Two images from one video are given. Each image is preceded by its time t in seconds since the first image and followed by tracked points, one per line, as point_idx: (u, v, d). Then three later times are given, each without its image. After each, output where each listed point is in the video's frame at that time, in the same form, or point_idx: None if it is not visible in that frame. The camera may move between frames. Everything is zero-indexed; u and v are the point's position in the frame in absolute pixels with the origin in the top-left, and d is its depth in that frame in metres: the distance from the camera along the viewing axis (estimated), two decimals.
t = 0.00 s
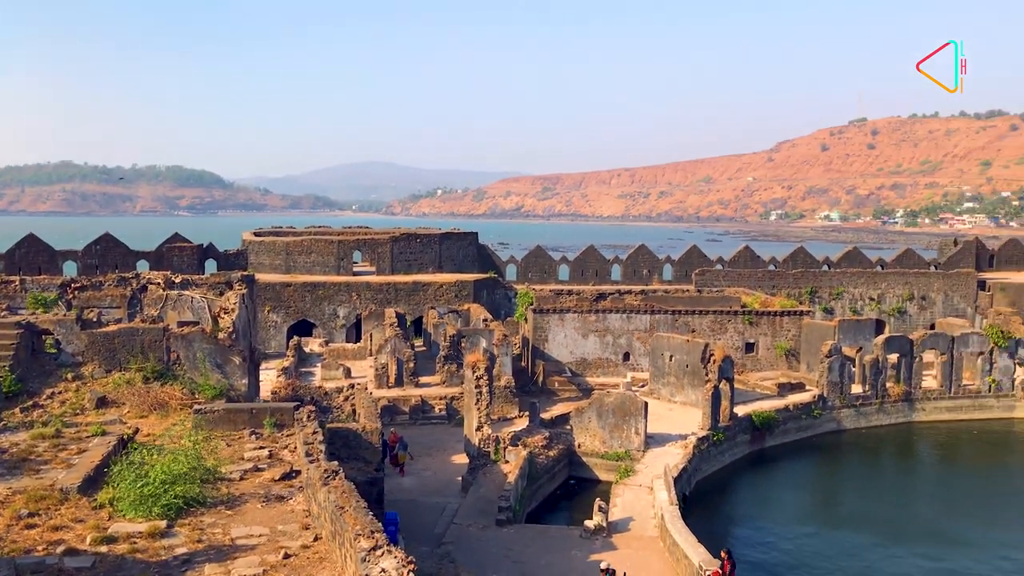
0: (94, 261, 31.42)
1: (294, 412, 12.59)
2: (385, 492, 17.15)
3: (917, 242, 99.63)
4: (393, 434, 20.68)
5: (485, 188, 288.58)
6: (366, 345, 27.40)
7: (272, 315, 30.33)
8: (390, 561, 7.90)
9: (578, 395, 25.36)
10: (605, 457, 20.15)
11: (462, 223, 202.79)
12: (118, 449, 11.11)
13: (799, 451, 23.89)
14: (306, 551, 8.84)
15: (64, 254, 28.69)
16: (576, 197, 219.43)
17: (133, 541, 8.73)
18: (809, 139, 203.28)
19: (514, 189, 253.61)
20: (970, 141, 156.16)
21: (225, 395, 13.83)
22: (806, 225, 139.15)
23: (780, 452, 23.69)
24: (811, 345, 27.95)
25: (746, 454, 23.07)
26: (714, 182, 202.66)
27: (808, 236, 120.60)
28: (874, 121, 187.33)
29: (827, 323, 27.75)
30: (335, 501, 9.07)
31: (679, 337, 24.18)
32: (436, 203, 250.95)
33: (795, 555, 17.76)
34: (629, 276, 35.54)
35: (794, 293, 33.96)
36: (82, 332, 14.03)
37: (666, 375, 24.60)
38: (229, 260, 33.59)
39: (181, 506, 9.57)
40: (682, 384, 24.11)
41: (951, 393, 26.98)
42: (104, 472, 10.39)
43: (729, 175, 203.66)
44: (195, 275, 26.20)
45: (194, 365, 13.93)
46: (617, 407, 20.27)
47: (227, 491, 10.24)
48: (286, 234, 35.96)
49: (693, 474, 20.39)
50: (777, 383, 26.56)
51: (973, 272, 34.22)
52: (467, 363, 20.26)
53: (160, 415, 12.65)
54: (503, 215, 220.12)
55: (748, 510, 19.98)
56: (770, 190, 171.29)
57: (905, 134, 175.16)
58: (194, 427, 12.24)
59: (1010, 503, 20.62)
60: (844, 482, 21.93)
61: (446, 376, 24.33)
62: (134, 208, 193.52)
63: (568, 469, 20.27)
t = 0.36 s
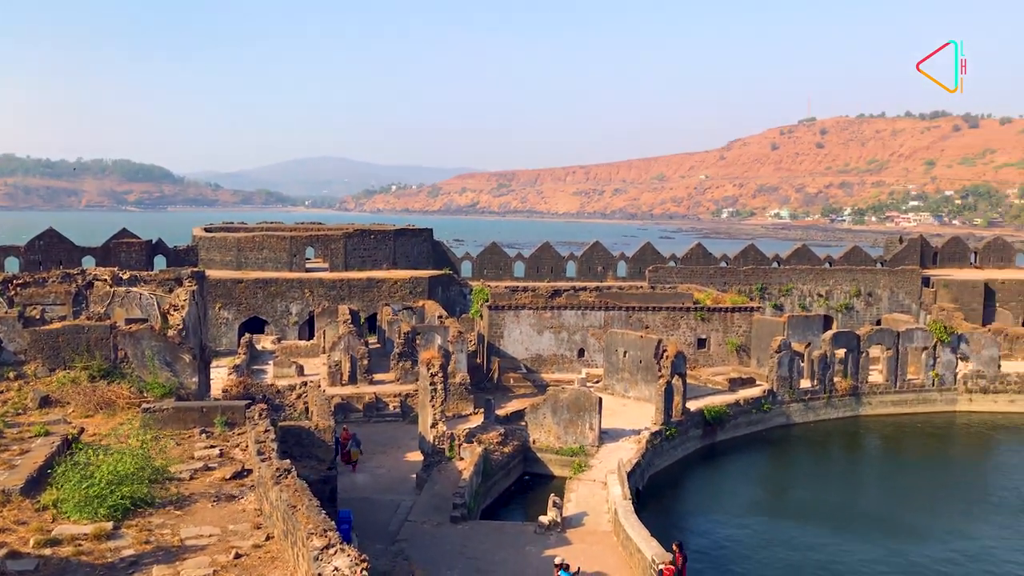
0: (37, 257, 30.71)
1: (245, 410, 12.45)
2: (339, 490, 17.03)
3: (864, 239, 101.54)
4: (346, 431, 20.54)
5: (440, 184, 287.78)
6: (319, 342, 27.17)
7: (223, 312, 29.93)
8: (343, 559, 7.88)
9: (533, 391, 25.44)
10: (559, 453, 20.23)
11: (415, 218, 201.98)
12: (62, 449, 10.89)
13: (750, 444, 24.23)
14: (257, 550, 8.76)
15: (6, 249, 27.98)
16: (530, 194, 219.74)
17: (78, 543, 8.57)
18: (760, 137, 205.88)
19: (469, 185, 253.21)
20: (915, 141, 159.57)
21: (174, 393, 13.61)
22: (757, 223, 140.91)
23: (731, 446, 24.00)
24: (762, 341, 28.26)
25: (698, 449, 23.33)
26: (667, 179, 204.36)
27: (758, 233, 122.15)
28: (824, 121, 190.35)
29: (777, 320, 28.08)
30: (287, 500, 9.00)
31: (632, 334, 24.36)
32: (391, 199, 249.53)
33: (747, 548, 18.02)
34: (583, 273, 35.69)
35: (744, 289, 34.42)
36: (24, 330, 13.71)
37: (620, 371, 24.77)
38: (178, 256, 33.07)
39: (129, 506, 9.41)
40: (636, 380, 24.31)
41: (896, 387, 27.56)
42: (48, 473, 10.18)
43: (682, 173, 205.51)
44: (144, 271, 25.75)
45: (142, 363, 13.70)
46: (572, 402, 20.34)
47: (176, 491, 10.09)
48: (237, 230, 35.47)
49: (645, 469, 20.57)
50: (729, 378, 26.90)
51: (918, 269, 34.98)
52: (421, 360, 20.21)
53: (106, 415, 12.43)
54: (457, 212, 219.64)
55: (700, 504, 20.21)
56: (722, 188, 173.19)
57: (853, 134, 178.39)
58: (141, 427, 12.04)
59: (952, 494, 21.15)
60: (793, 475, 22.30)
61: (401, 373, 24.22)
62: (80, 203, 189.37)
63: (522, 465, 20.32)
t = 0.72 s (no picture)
0: None
1: (205, 407, 12.32)
2: (301, 487, 16.93)
3: (823, 236, 102.94)
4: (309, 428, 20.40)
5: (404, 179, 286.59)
6: (281, 338, 26.96)
7: (183, 308, 29.60)
8: (305, 556, 7.85)
9: (498, 386, 25.47)
10: (523, 448, 20.28)
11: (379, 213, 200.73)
12: (17, 448, 10.69)
13: (711, 438, 24.47)
14: (218, 548, 8.68)
15: None
16: (495, 189, 219.66)
17: (33, 543, 8.43)
18: (722, 134, 207.66)
19: (433, 180, 252.47)
20: (874, 140, 161.96)
21: (132, 389, 13.42)
22: (719, 219, 142.11)
23: (693, 440, 24.23)
24: (724, 336, 28.61)
25: (661, 443, 23.52)
26: (631, 176, 205.39)
27: (720, 230, 123.26)
28: (785, 119, 192.48)
29: (738, 315, 28.41)
30: (249, 497, 8.92)
31: (596, 329, 24.47)
32: (354, 194, 248.04)
33: (709, 541, 18.18)
34: (548, 268, 35.77)
35: (706, 285, 34.72)
36: None
37: (584, 366, 24.87)
38: (137, 250, 32.61)
39: (85, 505, 9.27)
40: (600, 374, 24.44)
41: (853, 381, 27.98)
42: (2, 472, 9.99)
43: (645, 169, 206.67)
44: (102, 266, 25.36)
45: (99, 359, 13.50)
46: (536, 398, 20.41)
47: (133, 489, 9.96)
48: (197, 224, 35.07)
49: (608, 463, 20.70)
50: (691, 373, 27.14)
51: (876, 265, 35.53)
52: (385, 355, 20.13)
53: (61, 412, 12.27)
54: (421, 207, 218.87)
55: (663, 497, 20.37)
56: (685, 184, 174.47)
57: (813, 132, 180.58)
58: (98, 424, 11.86)
59: (908, 485, 21.56)
60: (753, 468, 22.57)
61: (364, 369, 24.11)
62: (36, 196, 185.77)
63: (486, 460, 20.32)
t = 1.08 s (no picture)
0: None
1: (167, 404, 12.18)
2: (265, 484, 16.81)
3: (784, 232, 104.15)
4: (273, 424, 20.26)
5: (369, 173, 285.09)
6: (244, 334, 26.73)
7: (144, 303, 29.25)
8: (268, 553, 7.80)
9: (464, 382, 25.46)
10: (490, 443, 20.30)
11: (344, 208, 199.46)
12: None
13: (675, 431, 24.67)
14: (180, 546, 8.59)
15: None
16: (461, 184, 219.22)
17: None
18: (687, 131, 208.97)
19: (398, 175, 251.38)
20: (835, 137, 163.97)
21: (92, 386, 13.20)
22: (684, 215, 142.92)
23: (657, 434, 24.40)
24: (688, 331, 28.84)
25: (625, 436, 23.66)
26: (597, 171, 206.00)
27: (684, 225, 124.06)
28: (749, 116, 194.16)
29: (702, 310, 28.65)
30: (211, 494, 8.83)
31: (562, 324, 24.54)
32: (319, 188, 246.18)
33: (674, 533, 18.32)
34: (514, 264, 35.76)
35: (671, 280, 34.98)
36: None
37: (550, 361, 24.93)
38: (96, 245, 32.10)
39: (42, 504, 9.13)
40: (565, 369, 24.53)
41: (814, 374, 28.34)
42: None
43: (611, 165, 207.42)
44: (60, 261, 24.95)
45: (57, 356, 13.26)
46: (502, 393, 20.45)
47: (92, 488, 9.81)
48: (159, 218, 34.61)
49: (573, 457, 20.78)
50: (656, 367, 27.32)
51: (837, 261, 35.99)
52: (350, 351, 20.05)
53: (18, 410, 12.19)
54: (387, 202, 217.82)
55: (627, 491, 20.49)
56: (650, 180, 175.37)
57: (776, 128, 182.38)
58: (56, 422, 11.67)
59: (867, 476, 21.89)
60: (716, 461, 22.79)
61: (328, 365, 23.98)
62: None
63: (453, 456, 20.31)
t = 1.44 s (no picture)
0: None
1: (127, 402, 12.02)
2: (229, 482, 16.66)
3: (747, 228, 105.10)
4: (237, 421, 20.08)
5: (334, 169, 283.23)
6: (207, 330, 26.46)
7: (104, 300, 28.80)
8: (231, 552, 7.73)
9: (430, 378, 25.41)
10: (456, 439, 20.29)
11: (308, 203, 197.80)
12: None
13: (641, 426, 24.83)
14: (140, 547, 8.50)
15: None
16: (426, 180, 218.45)
17: None
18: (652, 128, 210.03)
19: (363, 170, 249.97)
20: (797, 134, 165.74)
21: (49, 384, 13.00)
22: (648, 211, 143.64)
23: (623, 429, 24.55)
24: (653, 327, 29.03)
25: (591, 431, 23.76)
26: (562, 167, 206.44)
27: (649, 222, 124.72)
28: (712, 113, 195.66)
29: (667, 305, 28.86)
30: (173, 493, 8.74)
31: (528, 320, 24.58)
32: (283, 183, 244.02)
33: (639, 527, 18.42)
34: (480, 260, 35.74)
35: (635, 276, 35.19)
36: None
37: (516, 357, 24.96)
38: (54, 241, 31.54)
39: None
40: (532, 365, 24.58)
41: (777, 369, 28.67)
42: None
43: (576, 161, 207.99)
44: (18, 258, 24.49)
45: (13, 354, 12.99)
46: (468, 389, 20.44)
47: (50, 488, 9.66)
48: (119, 213, 34.08)
49: (540, 453, 20.83)
50: (621, 362, 27.48)
51: (799, 257, 36.41)
52: (315, 348, 19.92)
53: None
54: (352, 197, 216.49)
55: (593, 485, 20.57)
56: (615, 176, 176.01)
57: (739, 126, 183.94)
58: (12, 421, 11.47)
59: (829, 469, 22.19)
60: (681, 455, 22.96)
61: (293, 362, 23.80)
62: None
63: (418, 452, 20.26)
